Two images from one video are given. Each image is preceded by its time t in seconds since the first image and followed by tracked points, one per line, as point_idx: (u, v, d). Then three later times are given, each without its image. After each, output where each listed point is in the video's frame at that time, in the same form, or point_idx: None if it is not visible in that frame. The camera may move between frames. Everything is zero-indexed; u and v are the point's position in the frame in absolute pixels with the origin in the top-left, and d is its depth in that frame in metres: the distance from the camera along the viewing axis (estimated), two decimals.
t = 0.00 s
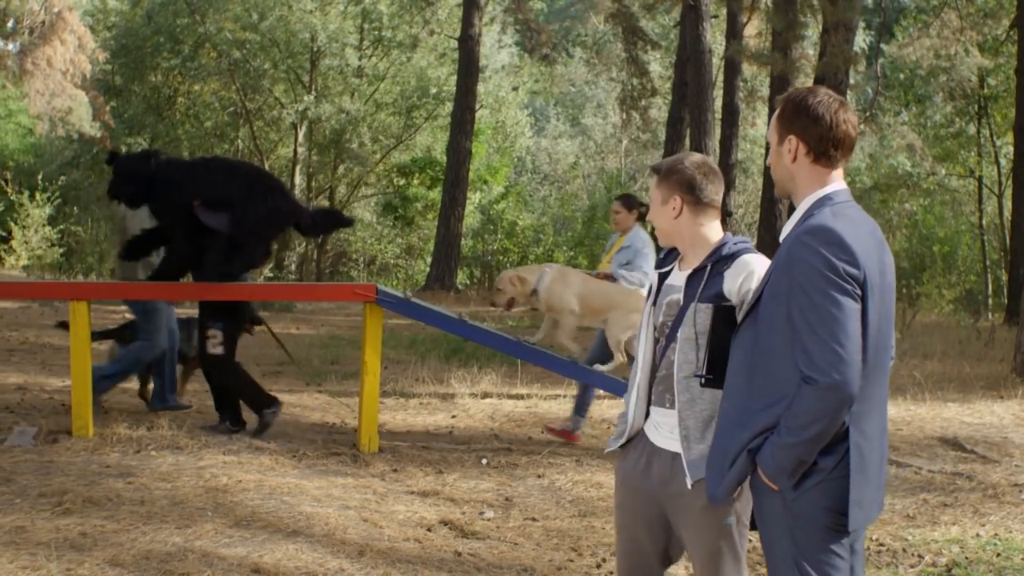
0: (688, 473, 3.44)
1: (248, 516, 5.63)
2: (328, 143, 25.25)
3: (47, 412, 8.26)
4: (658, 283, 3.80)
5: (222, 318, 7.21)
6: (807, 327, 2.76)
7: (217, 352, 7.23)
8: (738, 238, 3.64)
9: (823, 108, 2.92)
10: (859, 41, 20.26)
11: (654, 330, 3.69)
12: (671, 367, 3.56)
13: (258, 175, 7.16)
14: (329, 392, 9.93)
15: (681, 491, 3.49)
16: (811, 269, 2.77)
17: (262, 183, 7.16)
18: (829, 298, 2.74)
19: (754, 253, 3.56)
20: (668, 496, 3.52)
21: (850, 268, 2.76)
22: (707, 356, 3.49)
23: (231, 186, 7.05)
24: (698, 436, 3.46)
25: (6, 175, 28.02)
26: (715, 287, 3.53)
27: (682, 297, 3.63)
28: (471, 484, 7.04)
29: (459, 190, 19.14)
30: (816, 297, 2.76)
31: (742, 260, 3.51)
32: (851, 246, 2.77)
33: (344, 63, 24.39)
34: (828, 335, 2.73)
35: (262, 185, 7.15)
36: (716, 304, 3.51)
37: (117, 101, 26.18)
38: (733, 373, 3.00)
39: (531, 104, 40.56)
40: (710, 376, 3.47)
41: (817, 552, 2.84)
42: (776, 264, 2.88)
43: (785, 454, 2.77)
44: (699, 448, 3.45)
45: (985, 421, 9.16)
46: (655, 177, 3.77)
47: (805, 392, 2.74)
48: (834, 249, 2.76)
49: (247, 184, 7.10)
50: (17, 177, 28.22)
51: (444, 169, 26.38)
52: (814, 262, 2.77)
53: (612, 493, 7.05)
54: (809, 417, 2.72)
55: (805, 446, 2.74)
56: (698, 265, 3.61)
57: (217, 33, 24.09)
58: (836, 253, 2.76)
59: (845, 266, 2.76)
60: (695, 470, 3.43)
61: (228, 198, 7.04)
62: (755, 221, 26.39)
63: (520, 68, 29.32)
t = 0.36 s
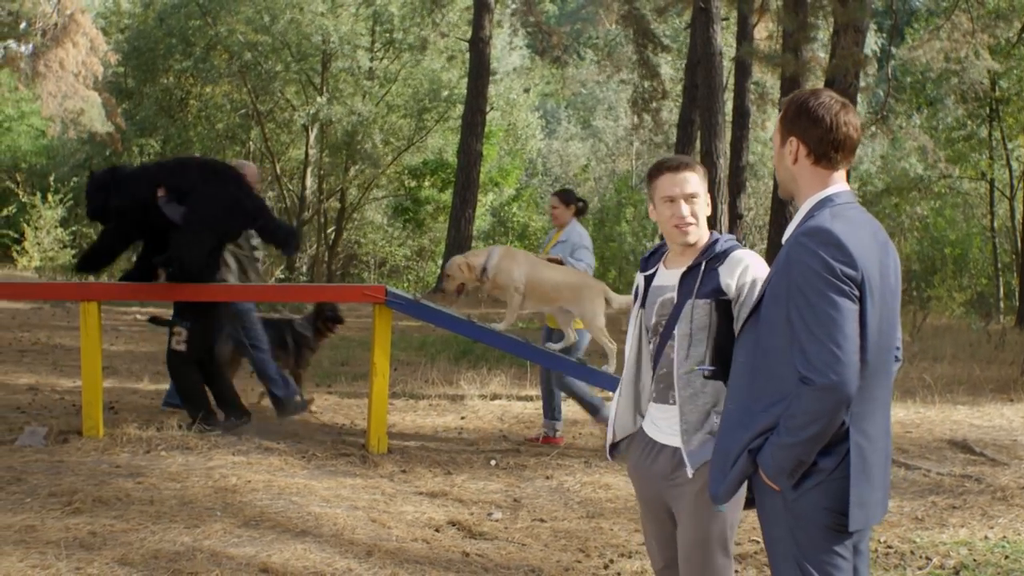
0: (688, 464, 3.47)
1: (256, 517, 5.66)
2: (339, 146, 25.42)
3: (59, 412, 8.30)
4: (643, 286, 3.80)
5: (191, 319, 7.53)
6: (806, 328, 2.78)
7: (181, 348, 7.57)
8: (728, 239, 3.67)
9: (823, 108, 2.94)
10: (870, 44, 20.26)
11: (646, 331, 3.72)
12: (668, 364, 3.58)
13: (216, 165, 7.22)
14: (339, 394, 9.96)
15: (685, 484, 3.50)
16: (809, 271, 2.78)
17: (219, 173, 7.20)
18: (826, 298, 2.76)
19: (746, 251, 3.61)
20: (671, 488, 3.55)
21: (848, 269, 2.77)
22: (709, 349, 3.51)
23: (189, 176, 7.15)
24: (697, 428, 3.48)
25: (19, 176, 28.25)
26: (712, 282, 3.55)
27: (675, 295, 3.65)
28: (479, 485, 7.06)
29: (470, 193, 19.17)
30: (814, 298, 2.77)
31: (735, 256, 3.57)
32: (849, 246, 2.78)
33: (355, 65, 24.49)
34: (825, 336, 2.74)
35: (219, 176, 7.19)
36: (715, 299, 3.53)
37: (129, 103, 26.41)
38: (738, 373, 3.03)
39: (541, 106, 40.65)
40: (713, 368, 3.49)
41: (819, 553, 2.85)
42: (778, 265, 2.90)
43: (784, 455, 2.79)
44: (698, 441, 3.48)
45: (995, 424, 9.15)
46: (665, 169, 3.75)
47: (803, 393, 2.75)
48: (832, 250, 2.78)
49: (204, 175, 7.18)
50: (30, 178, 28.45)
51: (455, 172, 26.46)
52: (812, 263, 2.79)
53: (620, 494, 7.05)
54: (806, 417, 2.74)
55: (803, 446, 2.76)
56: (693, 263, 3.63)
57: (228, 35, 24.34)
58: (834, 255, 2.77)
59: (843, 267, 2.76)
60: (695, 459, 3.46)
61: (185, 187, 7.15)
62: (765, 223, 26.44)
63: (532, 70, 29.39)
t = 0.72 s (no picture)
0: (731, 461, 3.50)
1: (277, 516, 5.70)
2: (360, 147, 25.57)
3: (82, 412, 8.37)
4: (653, 291, 3.79)
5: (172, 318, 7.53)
6: (818, 329, 2.80)
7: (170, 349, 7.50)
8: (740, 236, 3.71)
9: (835, 111, 2.96)
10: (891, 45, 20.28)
11: (663, 336, 3.72)
12: (697, 363, 3.59)
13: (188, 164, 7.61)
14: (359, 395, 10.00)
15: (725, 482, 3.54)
16: (821, 272, 2.80)
17: (191, 170, 7.59)
18: (838, 299, 2.77)
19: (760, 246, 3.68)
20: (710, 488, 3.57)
21: (859, 270, 2.78)
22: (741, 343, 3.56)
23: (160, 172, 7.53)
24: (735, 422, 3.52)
25: (42, 179, 28.72)
26: (735, 279, 3.59)
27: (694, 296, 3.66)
28: (499, 486, 7.08)
29: (490, 195, 19.21)
30: (826, 300, 2.79)
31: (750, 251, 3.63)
32: (861, 247, 2.79)
33: (376, 68, 24.66)
34: (838, 337, 2.76)
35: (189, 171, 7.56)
36: (740, 294, 3.58)
37: (151, 105, 26.88)
38: (754, 374, 3.05)
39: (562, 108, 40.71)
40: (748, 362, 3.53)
41: (836, 554, 2.87)
42: (791, 266, 2.92)
43: (798, 456, 2.81)
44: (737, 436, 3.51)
45: (1016, 427, 9.12)
46: (693, 177, 3.76)
47: (816, 393, 2.77)
48: (843, 251, 2.79)
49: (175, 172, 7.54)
50: (52, 180, 28.69)
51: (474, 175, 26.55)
52: (824, 265, 2.80)
53: (639, 495, 7.06)
54: (820, 417, 2.76)
55: (817, 446, 2.78)
56: (712, 262, 3.65)
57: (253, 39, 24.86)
58: (846, 256, 2.78)
59: (855, 268, 2.78)
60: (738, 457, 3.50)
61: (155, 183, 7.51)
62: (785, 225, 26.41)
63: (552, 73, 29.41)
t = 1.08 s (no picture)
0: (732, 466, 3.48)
1: (297, 516, 5.74)
2: (380, 150, 25.62)
3: (105, 413, 8.43)
4: (671, 291, 3.83)
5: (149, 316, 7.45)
6: (831, 330, 2.81)
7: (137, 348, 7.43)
8: (754, 239, 3.68)
9: (847, 114, 2.97)
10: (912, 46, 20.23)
11: (677, 337, 3.75)
12: (706, 365, 3.60)
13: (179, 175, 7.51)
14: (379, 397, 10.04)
15: (729, 485, 3.54)
16: (834, 273, 2.81)
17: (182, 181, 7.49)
18: (851, 300, 2.78)
19: (773, 250, 3.63)
20: (714, 492, 3.57)
21: (872, 271, 2.79)
22: (747, 347, 3.53)
23: (158, 184, 7.40)
24: (739, 426, 3.50)
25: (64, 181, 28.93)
26: (743, 281, 3.58)
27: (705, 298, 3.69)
28: (518, 488, 7.09)
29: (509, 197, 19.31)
30: (839, 302, 2.80)
31: (762, 256, 3.60)
32: (874, 249, 2.80)
33: (396, 71, 24.71)
34: (851, 338, 2.77)
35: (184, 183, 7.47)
36: (748, 298, 3.56)
37: (173, 107, 27.01)
38: (769, 376, 3.06)
39: (582, 110, 40.69)
40: (753, 367, 3.50)
41: (851, 554, 2.87)
42: (805, 269, 2.93)
43: (812, 456, 2.82)
44: (740, 440, 3.49)
45: None
46: (704, 180, 3.75)
47: (830, 394, 2.78)
48: (856, 253, 2.80)
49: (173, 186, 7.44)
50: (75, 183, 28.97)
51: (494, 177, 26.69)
52: (837, 266, 2.81)
53: (658, 497, 7.07)
54: (834, 418, 2.77)
55: (831, 447, 2.79)
56: (723, 264, 3.67)
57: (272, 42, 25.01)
58: (859, 258, 2.80)
59: (868, 270, 2.79)
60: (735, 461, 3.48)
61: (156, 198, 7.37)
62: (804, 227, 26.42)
63: (571, 75, 29.49)
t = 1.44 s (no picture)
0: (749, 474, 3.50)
1: (317, 517, 5.76)
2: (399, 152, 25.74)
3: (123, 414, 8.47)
4: (696, 294, 3.84)
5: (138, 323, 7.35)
6: (847, 332, 2.82)
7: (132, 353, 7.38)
8: (780, 242, 3.68)
9: (863, 117, 2.98)
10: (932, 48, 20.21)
11: (701, 339, 3.75)
12: (727, 369, 3.61)
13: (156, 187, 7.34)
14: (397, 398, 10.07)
15: (746, 492, 3.56)
16: (850, 276, 2.82)
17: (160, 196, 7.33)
18: (867, 302, 2.79)
19: (798, 252, 3.63)
20: (733, 497, 3.59)
21: (888, 274, 2.80)
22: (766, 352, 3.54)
23: (135, 202, 7.22)
24: (757, 433, 3.51)
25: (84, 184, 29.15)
26: (766, 285, 3.58)
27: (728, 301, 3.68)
28: (536, 490, 7.10)
29: (527, 200, 19.38)
30: (855, 304, 2.81)
31: (787, 258, 3.58)
32: (891, 253, 2.81)
33: (414, 73, 25.08)
34: (866, 340, 2.78)
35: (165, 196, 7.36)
36: (769, 301, 3.56)
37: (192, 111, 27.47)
38: (783, 378, 3.07)
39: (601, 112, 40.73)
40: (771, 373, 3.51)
41: (864, 556, 2.88)
42: (821, 272, 2.94)
43: (826, 457, 2.83)
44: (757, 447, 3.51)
45: None
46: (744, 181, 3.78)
47: (846, 397, 2.79)
48: (872, 256, 2.81)
49: (154, 198, 7.31)
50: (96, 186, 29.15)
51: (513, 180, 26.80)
52: (853, 269, 2.82)
53: (676, 499, 7.07)
54: (849, 420, 2.78)
55: (845, 449, 2.80)
56: (747, 267, 3.66)
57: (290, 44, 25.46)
58: (875, 261, 2.80)
59: (884, 273, 2.79)
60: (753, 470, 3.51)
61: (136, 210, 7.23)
62: (823, 230, 26.41)
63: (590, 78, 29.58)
